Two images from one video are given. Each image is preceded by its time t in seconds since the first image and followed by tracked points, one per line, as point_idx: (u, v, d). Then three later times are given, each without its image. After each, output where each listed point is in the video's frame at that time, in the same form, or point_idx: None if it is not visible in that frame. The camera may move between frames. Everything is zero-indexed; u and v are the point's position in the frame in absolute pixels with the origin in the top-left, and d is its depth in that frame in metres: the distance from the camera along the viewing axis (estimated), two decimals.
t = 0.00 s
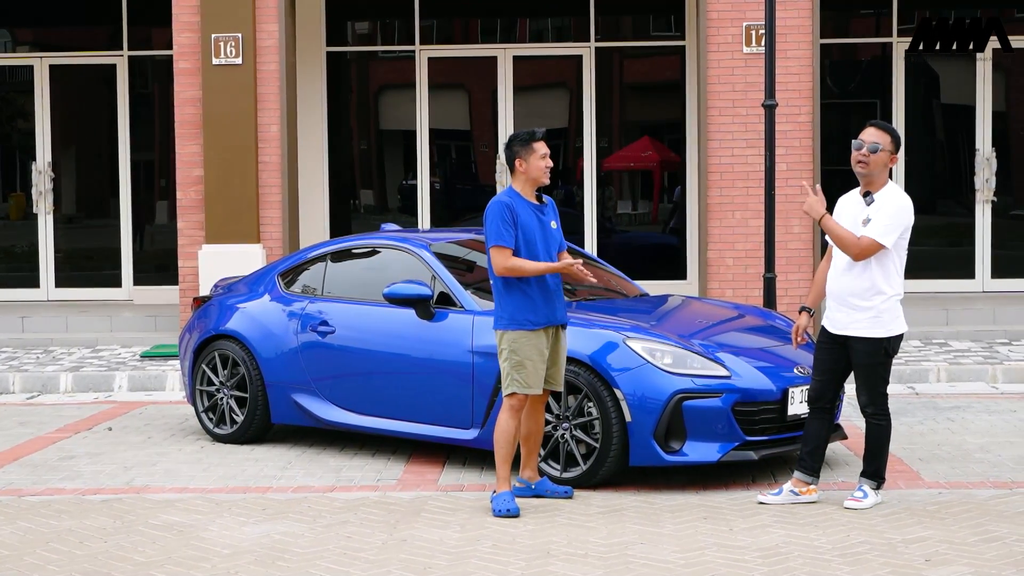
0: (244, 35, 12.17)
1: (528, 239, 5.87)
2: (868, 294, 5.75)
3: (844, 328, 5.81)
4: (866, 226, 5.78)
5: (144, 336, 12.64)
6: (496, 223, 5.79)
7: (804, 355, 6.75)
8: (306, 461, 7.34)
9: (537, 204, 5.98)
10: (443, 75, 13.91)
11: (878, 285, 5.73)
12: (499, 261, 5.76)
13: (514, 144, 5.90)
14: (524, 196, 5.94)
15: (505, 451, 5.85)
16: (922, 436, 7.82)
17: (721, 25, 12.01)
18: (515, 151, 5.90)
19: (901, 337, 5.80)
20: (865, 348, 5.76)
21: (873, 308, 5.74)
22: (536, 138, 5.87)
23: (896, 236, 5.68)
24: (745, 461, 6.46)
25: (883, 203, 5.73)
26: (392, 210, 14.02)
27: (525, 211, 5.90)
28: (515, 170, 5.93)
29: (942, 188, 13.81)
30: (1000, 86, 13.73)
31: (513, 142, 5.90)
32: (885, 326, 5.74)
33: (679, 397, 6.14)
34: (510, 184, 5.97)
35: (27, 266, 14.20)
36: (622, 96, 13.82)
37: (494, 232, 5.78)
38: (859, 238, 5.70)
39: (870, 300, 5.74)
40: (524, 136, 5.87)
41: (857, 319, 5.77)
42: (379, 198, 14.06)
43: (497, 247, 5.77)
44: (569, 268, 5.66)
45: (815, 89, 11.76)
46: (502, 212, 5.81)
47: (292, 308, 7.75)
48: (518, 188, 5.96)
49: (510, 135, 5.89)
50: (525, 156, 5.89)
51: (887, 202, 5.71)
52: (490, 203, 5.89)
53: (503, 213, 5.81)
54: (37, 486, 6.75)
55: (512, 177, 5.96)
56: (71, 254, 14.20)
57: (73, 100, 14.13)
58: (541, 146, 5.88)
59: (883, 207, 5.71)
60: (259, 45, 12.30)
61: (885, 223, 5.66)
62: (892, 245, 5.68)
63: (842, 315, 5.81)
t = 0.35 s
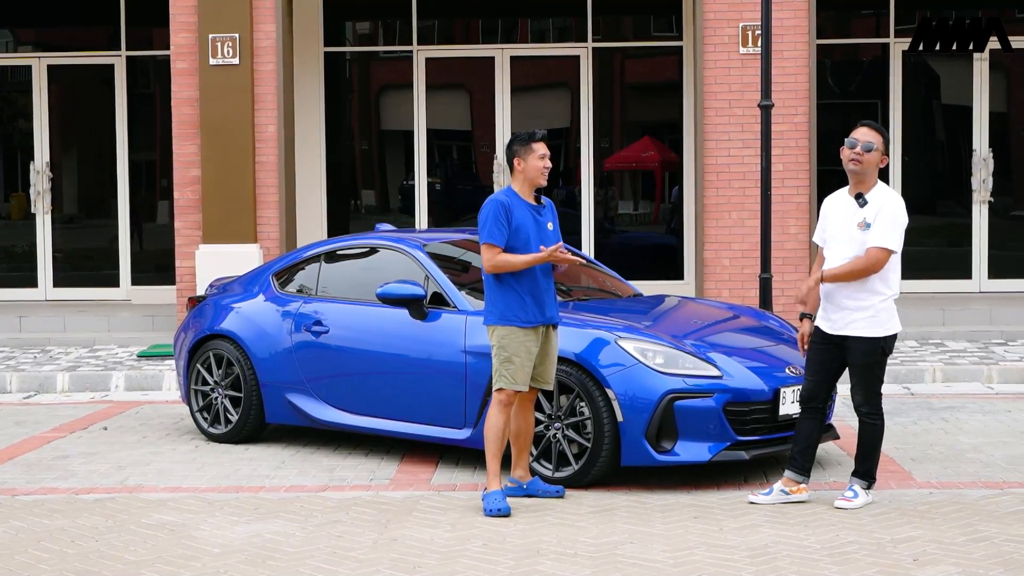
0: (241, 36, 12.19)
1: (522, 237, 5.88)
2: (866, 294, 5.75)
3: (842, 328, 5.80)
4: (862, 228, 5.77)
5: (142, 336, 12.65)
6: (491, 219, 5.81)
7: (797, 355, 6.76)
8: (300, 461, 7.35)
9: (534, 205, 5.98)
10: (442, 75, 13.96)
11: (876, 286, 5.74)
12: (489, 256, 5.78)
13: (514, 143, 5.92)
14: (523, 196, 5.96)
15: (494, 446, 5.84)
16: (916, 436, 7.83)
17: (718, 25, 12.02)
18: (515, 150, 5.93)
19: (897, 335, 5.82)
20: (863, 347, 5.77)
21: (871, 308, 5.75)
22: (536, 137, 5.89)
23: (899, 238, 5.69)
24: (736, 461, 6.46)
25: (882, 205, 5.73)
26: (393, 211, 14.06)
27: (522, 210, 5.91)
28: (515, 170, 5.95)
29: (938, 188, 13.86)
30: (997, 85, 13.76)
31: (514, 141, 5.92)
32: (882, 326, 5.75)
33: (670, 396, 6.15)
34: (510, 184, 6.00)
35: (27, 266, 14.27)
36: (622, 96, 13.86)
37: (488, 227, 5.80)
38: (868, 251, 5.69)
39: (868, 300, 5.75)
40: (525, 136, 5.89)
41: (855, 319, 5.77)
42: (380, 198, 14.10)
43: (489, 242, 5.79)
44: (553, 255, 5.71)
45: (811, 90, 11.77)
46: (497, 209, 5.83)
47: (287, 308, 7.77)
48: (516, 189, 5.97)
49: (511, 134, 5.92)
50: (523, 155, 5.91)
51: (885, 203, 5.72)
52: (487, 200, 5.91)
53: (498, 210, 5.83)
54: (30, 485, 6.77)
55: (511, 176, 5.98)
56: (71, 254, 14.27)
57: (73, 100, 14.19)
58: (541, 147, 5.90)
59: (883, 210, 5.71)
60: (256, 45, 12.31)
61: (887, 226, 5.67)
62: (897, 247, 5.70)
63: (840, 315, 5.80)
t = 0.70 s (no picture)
0: (239, 36, 12.20)
1: (511, 237, 5.90)
2: (865, 294, 5.75)
3: (838, 327, 5.81)
4: (860, 229, 5.76)
5: (141, 336, 12.67)
6: (479, 216, 5.84)
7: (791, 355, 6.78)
8: (295, 460, 7.36)
9: (525, 206, 5.99)
10: (442, 75, 13.98)
11: (874, 285, 5.75)
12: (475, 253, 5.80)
13: (506, 144, 5.94)
14: (513, 197, 5.97)
15: (478, 448, 5.88)
16: (911, 436, 7.84)
17: (715, 25, 12.03)
18: (507, 151, 5.94)
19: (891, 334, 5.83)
20: (859, 347, 5.78)
21: (868, 308, 5.75)
22: (528, 138, 5.90)
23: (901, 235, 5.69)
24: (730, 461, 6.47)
25: (878, 204, 5.74)
26: (395, 211, 14.09)
27: (511, 210, 5.93)
28: (505, 170, 5.97)
29: (933, 187, 13.91)
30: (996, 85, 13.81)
31: (506, 142, 5.94)
32: (879, 325, 5.76)
33: (664, 396, 6.16)
34: (501, 184, 6.02)
35: (27, 266, 14.30)
36: (624, 96, 13.88)
37: (477, 223, 5.83)
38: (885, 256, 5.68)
39: (863, 300, 5.75)
40: (517, 137, 5.90)
41: (852, 318, 5.77)
42: (382, 199, 14.12)
43: (476, 239, 5.81)
44: (542, 250, 5.70)
45: (809, 90, 11.78)
46: (486, 207, 5.85)
47: (282, 308, 7.78)
48: (506, 189, 5.99)
49: (503, 135, 5.94)
50: (514, 155, 5.93)
51: (882, 202, 5.72)
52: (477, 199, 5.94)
53: (487, 208, 5.85)
54: (26, 485, 6.79)
55: (501, 177, 6.00)
56: (73, 254, 14.31)
57: (73, 100, 14.23)
58: (532, 148, 5.92)
59: (883, 210, 5.71)
60: (254, 46, 12.33)
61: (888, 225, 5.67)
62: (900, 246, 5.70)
63: (836, 315, 5.81)
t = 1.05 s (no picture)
0: (243, 37, 12.22)
1: (504, 236, 5.91)
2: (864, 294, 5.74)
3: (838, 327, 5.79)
4: (860, 227, 5.75)
5: (146, 335, 12.70)
6: (472, 216, 5.84)
7: (793, 355, 6.78)
8: (297, 460, 7.38)
9: (516, 204, 6.01)
10: (446, 76, 14.01)
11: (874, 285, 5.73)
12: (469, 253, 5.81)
13: (496, 143, 5.95)
14: (504, 195, 5.98)
15: (478, 449, 5.89)
16: (912, 436, 7.83)
17: (718, 25, 12.03)
18: (497, 150, 5.96)
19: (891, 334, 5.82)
20: (859, 347, 5.76)
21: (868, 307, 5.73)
22: (518, 138, 5.92)
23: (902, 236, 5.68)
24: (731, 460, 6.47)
25: (880, 204, 5.73)
26: (403, 212, 14.11)
27: (504, 209, 5.95)
28: (495, 169, 5.98)
29: (939, 187, 13.92)
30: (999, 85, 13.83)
31: (496, 142, 5.95)
32: (878, 325, 5.75)
33: (664, 396, 6.16)
34: (491, 183, 6.03)
35: (33, 266, 14.35)
36: (631, 97, 13.89)
37: (470, 223, 5.83)
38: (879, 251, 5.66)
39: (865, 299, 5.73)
40: (506, 136, 5.93)
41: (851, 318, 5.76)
42: (390, 199, 14.13)
43: (470, 239, 5.82)
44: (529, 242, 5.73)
45: (812, 90, 11.78)
46: (479, 207, 5.86)
47: (284, 308, 7.80)
48: (497, 188, 6.00)
49: (493, 135, 5.96)
50: (505, 154, 5.94)
51: (884, 202, 5.72)
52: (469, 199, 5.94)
53: (481, 207, 5.86)
54: (28, 484, 6.80)
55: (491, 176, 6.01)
56: (79, 254, 14.36)
57: (78, 99, 14.27)
58: (523, 147, 5.94)
59: (883, 208, 5.71)
60: (258, 46, 12.36)
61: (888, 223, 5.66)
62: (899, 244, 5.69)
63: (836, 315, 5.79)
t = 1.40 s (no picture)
0: (251, 35, 12.24)
1: (508, 235, 5.92)
2: (861, 293, 5.73)
3: (835, 326, 5.79)
4: (858, 225, 5.78)
5: (154, 334, 12.72)
6: (478, 215, 5.85)
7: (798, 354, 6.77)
8: (302, 458, 7.39)
9: (517, 203, 6.03)
10: (453, 75, 14.02)
11: (871, 284, 5.72)
12: (476, 253, 5.82)
13: (496, 143, 5.96)
14: (506, 194, 5.99)
15: (482, 448, 5.90)
16: (917, 435, 7.82)
17: (726, 24, 12.02)
18: (498, 149, 5.96)
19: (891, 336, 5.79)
20: (855, 347, 5.75)
21: (864, 307, 5.73)
22: (518, 136, 5.92)
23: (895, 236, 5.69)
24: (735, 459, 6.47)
25: (878, 203, 5.74)
26: (412, 211, 14.12)
27: (506, 207, 5.96)
28: (496, 168, 5.98)
29: (947, 187, 13.93)
30: (1007, 84, 13.83)
31: (496, 141, 5.95)
32: (877, 325, 5.73)
33: (667, 395, 6.17)
34: (492, 182, 6.03)
35: (43, 264, 14.42)
36: (641, 96, 13.89)
37: (476, 223, 5.84)
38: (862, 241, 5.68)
39: (862, 299, 5.73)
40: (506, 135, 5.93)
41: (848, 318, 5.76)
42: (400, 199, 14.14)
43: (476, 239, 5.82)
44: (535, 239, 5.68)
45: (819, 90, 11.76)
46: (484, 206, 5.87)
47: (290, 307, 7.81)
48: (498, 187, 6.01)
49: (492, 133, 5.96)
50: (506, 153, 5.95)
51: (882, 201, 5.72)
52: (472, 199, 5.95)
53: (485, 207, 5.87)
54: (34, 482, 6.82)
55: (492, 175, 6.02)
56: (89, 253, 14.42)
57: (87, 98, 14.31)
58: (523, 145, 5.95)
59: (880, 208, 5.71)
60: (266, 45, 12.38)
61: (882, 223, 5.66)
62: (892, 243, 5.69)
63: (833, 313, 5.80)
